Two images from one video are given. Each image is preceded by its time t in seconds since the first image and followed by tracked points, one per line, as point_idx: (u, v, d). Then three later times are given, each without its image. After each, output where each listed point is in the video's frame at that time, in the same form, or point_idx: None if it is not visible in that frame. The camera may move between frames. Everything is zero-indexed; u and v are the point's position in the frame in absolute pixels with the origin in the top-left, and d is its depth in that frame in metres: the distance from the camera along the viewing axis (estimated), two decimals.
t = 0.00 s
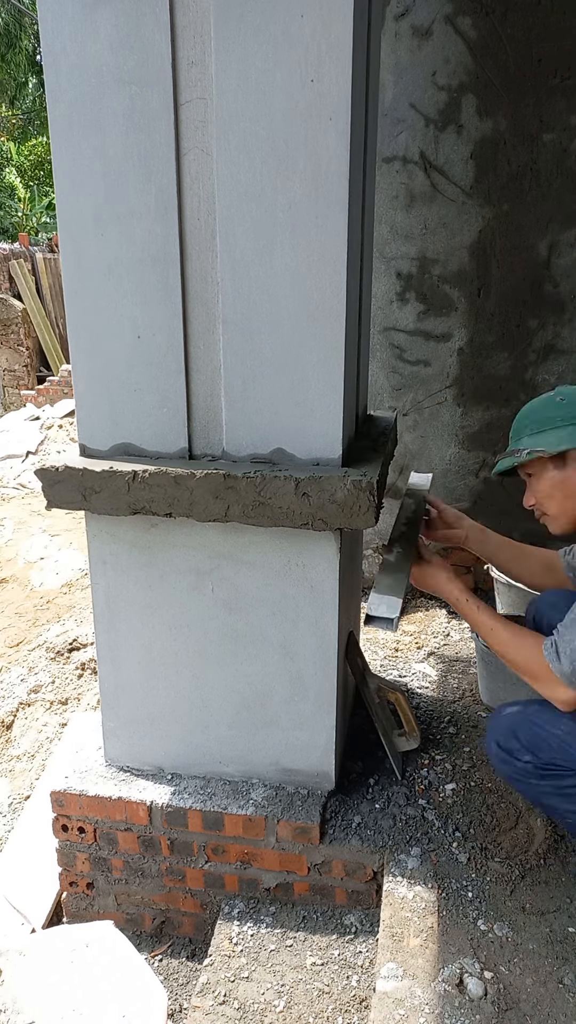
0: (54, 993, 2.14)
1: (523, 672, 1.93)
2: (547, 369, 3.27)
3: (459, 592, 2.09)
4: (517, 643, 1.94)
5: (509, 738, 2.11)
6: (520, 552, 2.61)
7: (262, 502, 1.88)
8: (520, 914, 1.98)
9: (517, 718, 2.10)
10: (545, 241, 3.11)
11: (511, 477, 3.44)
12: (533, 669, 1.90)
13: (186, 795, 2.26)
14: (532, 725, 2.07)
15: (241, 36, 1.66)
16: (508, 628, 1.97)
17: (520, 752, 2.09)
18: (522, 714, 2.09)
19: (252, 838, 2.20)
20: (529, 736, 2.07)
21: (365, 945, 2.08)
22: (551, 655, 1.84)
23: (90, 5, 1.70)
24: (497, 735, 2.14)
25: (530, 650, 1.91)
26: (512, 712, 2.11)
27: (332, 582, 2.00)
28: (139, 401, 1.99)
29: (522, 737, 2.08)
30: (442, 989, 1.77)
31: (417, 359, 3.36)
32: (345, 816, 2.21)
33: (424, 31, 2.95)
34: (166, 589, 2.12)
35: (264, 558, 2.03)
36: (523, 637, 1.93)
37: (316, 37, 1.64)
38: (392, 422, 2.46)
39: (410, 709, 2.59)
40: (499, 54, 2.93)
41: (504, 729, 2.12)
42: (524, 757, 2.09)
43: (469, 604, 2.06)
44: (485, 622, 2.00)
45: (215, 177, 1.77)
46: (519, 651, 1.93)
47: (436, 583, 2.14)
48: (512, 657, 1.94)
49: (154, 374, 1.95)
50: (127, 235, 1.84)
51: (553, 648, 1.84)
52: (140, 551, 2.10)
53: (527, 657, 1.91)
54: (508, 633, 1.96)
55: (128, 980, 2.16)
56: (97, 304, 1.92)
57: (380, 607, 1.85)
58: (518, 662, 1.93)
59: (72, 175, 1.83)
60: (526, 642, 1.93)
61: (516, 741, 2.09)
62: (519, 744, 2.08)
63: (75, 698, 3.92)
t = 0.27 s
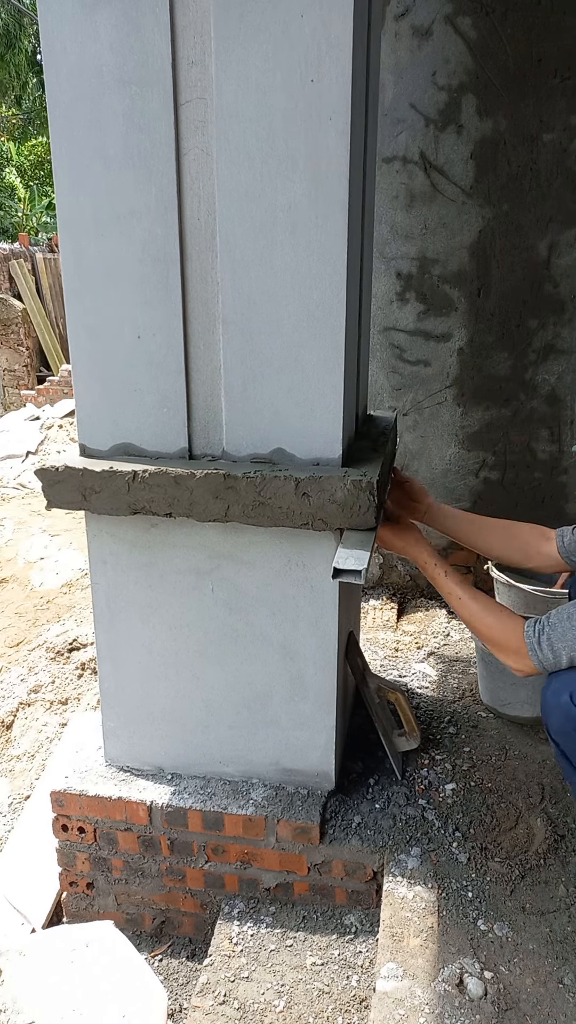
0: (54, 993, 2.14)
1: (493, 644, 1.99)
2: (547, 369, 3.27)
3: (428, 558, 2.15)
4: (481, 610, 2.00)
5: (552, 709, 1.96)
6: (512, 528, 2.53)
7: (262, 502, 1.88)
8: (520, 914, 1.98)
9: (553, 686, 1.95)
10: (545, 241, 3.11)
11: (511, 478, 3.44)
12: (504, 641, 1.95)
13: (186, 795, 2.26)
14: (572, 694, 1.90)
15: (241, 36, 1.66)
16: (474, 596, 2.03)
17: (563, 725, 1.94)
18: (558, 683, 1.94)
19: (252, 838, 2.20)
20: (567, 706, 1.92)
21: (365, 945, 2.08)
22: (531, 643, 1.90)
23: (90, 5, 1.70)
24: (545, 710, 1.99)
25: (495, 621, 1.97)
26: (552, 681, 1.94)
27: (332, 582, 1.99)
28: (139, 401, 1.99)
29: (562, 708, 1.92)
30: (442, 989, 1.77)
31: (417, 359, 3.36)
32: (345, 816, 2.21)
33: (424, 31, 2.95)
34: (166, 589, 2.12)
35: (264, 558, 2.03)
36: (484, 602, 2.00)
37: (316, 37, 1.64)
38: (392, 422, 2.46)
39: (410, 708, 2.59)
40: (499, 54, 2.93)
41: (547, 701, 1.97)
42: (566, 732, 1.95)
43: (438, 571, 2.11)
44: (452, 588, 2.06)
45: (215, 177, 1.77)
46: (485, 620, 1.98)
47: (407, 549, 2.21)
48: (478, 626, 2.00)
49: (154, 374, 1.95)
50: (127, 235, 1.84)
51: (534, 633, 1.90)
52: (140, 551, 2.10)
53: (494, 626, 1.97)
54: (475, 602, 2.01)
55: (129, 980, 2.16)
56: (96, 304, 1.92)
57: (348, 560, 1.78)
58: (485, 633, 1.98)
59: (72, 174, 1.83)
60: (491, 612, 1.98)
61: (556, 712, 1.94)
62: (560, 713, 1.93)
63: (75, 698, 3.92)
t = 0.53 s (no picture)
0: (54, 993, 2.14)
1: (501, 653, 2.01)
2: (547, 369, 3.27)
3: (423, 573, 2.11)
4: (488, 621, 2.01)
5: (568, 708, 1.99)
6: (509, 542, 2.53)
7: (262, 502, 1.88)
8: (520, 914, 1.98)
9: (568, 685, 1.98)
10: (545, 241, 3.11)
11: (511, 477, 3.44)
12: (515, 651, 1.98)
13: (186, 795, 2.25)
14: None
15: (241, 35, 1.66)
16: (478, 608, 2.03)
17: None
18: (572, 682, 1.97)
19: (252, 838, 2.20)
20: None
21: (365, 945, 2.08)
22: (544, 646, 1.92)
23: (90, 5, 1.70)
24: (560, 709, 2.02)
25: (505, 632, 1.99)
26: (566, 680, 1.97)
27: (332, 582, 1.99)
28: (139, 401, 1.99)
29: None
30: (442, 989, 1.77)
31: (417, 359, 3.36)
32: (345, 816, 2.21)
33: (424, 31, 2.95)
34: (166, 589, 2.12)
35: (264, 558, 2.03)
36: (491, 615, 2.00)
37: (316, 37, 1.64)
38: (392, 422, 2.47)
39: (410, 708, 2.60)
40: (499, 54, 2.93)
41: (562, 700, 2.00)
42: None
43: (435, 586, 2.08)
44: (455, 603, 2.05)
45: (215, 177, 1.77)
46: (495, 631, 2.00)
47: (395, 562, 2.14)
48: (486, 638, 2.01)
49: (154, 374, 1.95)
50: (127, 235, 1.84)
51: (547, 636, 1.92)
52: (140, 551, 2.10)
53: (502, 634, 1.99)
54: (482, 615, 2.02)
55: (129, 980, 2.16)
56: (96, 304, 1.92)
57: (349, 557, 1.77)
58: (495, 643, 2.00)
59: (72, 175, 1.83)
60: (500, 622, 2.00)
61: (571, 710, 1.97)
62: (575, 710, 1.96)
63: (75, 698, 3.92)
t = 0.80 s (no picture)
0: (54, 993, 2.14)
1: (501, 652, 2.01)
2: (547, 369, 3.27)
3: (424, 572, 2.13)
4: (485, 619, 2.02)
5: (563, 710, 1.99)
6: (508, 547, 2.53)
7: (262, 502, 1.88)
8: (520, 914, 1.98)
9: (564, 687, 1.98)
10: (545, 241, 3.11)
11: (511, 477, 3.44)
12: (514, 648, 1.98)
13: (186, 795, 2.25)
14: None
15: (241, 36, 1.66)
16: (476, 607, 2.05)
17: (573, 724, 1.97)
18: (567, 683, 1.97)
19: (252, 838, 2.20)
20: None
21: (365, 945, 2.08)
22: (539, 646, 1.93)
23: (90, 5, 1.70)
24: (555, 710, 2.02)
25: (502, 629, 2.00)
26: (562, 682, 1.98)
27: (332, 582, 1.99)
28: (139, 401, 1.99)
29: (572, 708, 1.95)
30: (442, 989, 1.77)
31: (417, 359, 3.36)
32: (345, 816, 2.21)
33: (424, 31, 2.95)
34: (166, 589, 2.12)
35: (264, 558, 2.03)
36: (491, 611, 2.01)
37: (316, 37, 1.64)
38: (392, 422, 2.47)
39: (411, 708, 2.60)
40: (499, 54, 2.93)
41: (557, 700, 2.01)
42: None
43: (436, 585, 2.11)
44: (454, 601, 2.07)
45: (215, 177, 1.77)
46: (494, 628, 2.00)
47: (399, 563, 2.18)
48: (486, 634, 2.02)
49: (154, 374, 1.95)
50: (127, 235, 1.84)
51: (541, 636, 1.93)
52: (140, 551, 2.10)
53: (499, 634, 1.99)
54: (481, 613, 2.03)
55: (129, 980, 2.16)
56: (97, 304, 1.92)
57: (348, 559, 1.78)
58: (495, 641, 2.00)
59: (72, 174, 1.83)
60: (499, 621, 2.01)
61: (567, 711, 1.97)
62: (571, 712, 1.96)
63: (75, 698, 3.92)
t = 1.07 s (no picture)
0: (54, 993, 2.14)
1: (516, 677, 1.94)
2: (547, 369, 3.27)
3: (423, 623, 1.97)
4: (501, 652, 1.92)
5: None
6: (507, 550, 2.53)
7: (262, 502, 1.88)
8: (520, 914, 1.98)
9: None
10: (545, 241, 3.11)
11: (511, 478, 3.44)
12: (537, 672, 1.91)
13: (186, 795, 2.25)
14: None
15: (241, 36, 1.66)
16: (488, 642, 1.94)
17: None
18: None
19: (252, 838, 2.20)
20: None
21: (365, 945, 2.08)
22: (565, 661, 1.85)
23: (90, 5, 1.70)
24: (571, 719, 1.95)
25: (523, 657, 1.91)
26: None
27: (332, 582, 1.99)
28: (139, 401, 1.99)
29: None
30: (442, 989, 1.77)
31: (417, 359, 3.36)
32: (345, 816, 2.21)
33: (424, 31, 2.95)
34: (166, 589, 2.12)
35: (264, 558, 2.03)
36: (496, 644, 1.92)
37: (316, 37, 1.64)
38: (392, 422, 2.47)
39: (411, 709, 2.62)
40: (499, 54, 2.93)
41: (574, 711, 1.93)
42: None
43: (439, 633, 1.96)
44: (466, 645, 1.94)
45: (215, 177, 1.77)
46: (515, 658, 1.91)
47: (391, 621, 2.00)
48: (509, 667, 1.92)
49: (154, 374, 1.95)
50: (127, 236, 1.85)
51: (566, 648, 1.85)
52: (140, 551, 2.10)
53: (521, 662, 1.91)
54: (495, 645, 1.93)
55: (129, 980, 2.16)
56: (96, 304, 1.92)
57: (348, 558, 1.78)
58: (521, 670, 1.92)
59: (72, 175, 1.83)
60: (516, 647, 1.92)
61: None
62: None
63: (75, 698, 3.92)
